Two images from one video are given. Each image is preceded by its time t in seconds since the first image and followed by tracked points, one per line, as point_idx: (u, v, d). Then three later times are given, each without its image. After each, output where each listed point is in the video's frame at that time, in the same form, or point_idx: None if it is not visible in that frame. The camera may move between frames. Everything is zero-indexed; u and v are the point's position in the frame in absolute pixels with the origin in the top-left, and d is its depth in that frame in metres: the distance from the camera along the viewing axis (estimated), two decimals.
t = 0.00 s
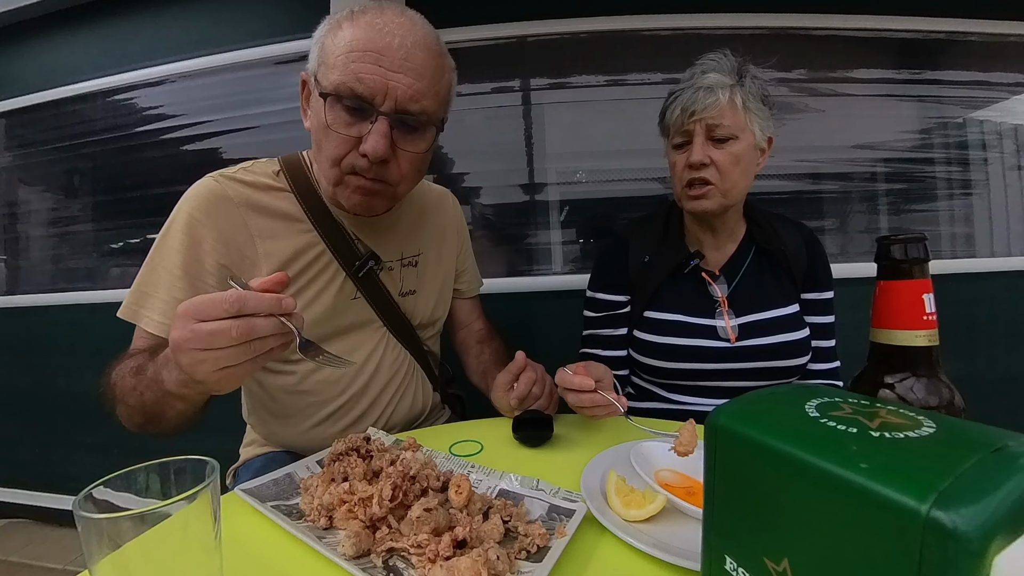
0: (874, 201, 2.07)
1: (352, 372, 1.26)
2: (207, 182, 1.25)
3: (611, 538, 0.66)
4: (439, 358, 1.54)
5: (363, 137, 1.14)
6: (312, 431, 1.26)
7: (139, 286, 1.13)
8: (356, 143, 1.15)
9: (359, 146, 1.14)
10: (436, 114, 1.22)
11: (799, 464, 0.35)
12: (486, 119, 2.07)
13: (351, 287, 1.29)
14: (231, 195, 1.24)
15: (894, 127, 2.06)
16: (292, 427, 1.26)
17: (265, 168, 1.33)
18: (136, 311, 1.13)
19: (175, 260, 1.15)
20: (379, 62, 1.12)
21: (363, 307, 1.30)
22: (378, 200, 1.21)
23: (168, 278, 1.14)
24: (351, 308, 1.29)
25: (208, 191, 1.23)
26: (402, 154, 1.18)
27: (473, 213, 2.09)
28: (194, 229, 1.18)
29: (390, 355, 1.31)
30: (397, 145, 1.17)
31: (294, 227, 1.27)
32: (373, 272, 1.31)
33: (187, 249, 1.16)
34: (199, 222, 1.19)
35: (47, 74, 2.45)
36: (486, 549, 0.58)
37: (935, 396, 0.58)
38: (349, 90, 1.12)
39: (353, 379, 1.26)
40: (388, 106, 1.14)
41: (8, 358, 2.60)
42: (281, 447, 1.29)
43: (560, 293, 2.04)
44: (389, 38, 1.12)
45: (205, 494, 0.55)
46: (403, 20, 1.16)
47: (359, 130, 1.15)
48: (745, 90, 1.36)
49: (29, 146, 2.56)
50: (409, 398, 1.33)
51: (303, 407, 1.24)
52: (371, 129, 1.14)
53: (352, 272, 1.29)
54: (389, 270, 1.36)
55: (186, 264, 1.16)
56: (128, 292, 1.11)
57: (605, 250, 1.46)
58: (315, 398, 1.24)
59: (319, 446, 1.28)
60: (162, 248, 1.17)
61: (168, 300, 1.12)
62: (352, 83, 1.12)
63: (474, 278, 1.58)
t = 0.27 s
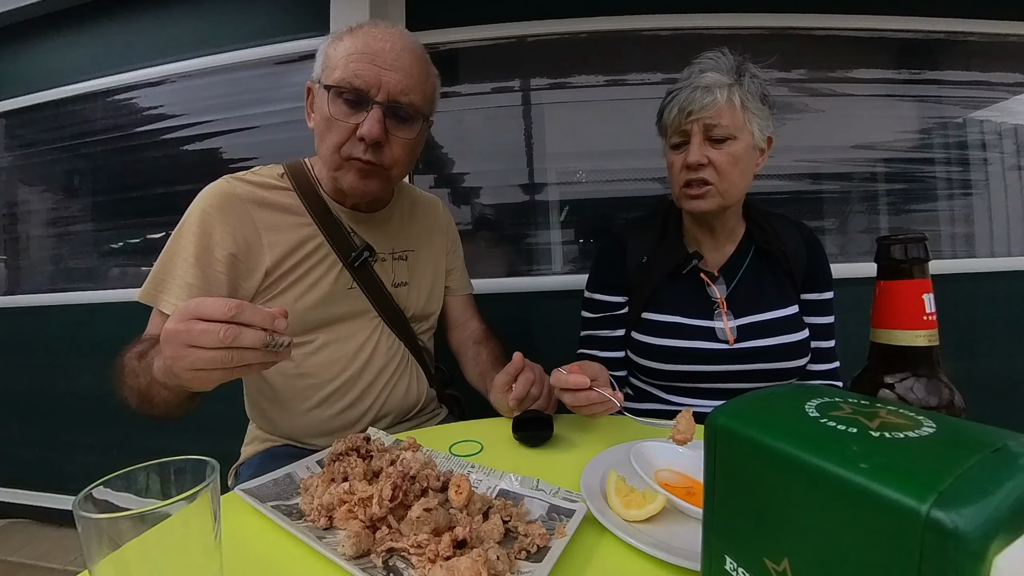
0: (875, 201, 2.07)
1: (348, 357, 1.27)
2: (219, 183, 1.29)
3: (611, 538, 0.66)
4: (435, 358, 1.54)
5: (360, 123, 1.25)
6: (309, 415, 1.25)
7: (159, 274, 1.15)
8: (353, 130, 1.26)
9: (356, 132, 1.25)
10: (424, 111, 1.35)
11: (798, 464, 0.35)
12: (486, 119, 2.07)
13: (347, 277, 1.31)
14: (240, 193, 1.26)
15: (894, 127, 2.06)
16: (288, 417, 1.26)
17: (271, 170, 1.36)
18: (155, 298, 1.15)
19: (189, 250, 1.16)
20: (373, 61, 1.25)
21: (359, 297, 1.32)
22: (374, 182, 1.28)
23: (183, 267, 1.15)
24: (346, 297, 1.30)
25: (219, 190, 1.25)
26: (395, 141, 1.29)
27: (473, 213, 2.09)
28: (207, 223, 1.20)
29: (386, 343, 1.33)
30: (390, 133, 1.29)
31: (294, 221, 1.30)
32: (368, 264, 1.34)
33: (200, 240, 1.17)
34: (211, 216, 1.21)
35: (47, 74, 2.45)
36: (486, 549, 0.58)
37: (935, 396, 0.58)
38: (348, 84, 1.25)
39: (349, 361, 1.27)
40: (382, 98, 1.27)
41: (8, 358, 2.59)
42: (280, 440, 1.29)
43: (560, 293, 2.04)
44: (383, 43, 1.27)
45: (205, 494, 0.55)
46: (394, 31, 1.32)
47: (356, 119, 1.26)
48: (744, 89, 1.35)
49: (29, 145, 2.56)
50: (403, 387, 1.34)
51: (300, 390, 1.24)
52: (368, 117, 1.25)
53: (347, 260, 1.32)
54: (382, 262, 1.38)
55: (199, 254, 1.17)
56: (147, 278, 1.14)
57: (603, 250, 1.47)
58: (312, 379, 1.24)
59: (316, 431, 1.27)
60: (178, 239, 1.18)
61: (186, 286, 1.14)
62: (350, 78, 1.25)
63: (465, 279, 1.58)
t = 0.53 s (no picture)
0: (875, 201, 2.07)
1: (346, 350, 1.27)
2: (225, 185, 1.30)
3: (611, 538, 0.66)
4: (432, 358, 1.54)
5: (362, 122, 1.26)
6: (307, 406, 1.24)
7: (167, 269, 1.16)
8: (355, 129, 1.26)
9: (359, 130, 1.26)
10: (423, 114, 1.36)
11: (798, 464, 0.35)
12: (486, 119, 2.07)
13: (346, 274, 1.31)
14: (244, 194, 1.27)
15: (894, 127, 2.06)
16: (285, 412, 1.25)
17: (273, 175, 1.36)
18: (164, 293, 1.16)
19: (195, 249, 1.17)
20: (376, 65, 1.27)
21: (358, 294, 1.32)
22: (376, 179, 1.29)
23: (191, 263, 1.17)
24: (345, 293, 1.30)
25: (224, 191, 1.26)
26: (397, 138, 1.30)
27: (473, 213, 2.09)
28: (213, 223, 1.21)
29: (383, 339, 1.32)
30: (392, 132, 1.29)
31: (295, 220, 1.30)
32: (366, 261, 1.34)
33: (206, 239, 1.19)
34: (216, 216, 1.22)
35: (47, 74, 2.45)
36: (486, 549, 0.58)
37: (935, 396, 0.58)
38: (351, 86, 1.26)
39: (348, 355, 1.27)
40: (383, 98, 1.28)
41: (8, 358, 2.59)
42: (280, 437, 1.28)
43: (560, 293, 2.04)
44: (385, 50, 1.30)
45: (205, 494, 0.55)
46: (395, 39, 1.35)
47: (358, 118, 1.27)
48: (742, 89, 1.34)
49: (29, 145, 2.56)
50: (400, 381, 1.33)
51: (299, 381, 1.24)
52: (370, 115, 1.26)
53: (347, 258, 1.32)
54: (379, 260, 1.38)
55: (206, 251, 1.18)
56: (154, 273, 1.15)
57: (602, 251, 1.47)
58: (311, 371, 1.25)
59: (314, 423, 1.26)
60: (185, 235, 1.19)
61: (194, 282, 1.16)
62: (353, 80, 1.26)
63: (458, 281, 1.59)
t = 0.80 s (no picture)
0: (874, 201, 2.07)
1: (345, 350, 1.27)
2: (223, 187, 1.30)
3: (611, 538, 0.66)
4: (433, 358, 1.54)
5: (361, 122, 1.27)
6: (307, 406, 1.25)
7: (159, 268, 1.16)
8: (354, 130, 1.27)
9: (358, 130, 1.27)
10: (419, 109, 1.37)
11: (798, 464, 0.35)
12: (486, 119, 2.07)
13: (345, 274, 1.31)
14: (242, 196, 1.27)
15: (894, 127, 2.06)
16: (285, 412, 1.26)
17: (270, 177, 1.36)
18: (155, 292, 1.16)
19: (190, 248, 1.17)
20: (371, 65, 1.27)
21: (356, 294, 1.31)
22: (377, 179, 1.29)
23: (183, 264, 1.16)
24: (345, 295, 1.30)
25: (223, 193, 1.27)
26: (396, 137, 1.31)
27: (473, 213, 2.09)
28: (210, 223, 1.21)
29: (381, 339, 1.32)
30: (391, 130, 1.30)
31: (294, 221, 1.30)
32: (364, 261, 1.34)
33: (203, 239, 1.19)
34: (214, 217, 1.22)
35: (47, 74, 2.45)
36: (486, 549, 0.58)
37: (935, 396, 0.58)
38: (348, 87, 1.26)
39: (347, 354, 1.28)
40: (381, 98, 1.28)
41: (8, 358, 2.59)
42: (281, 438, 1.29)
43: (560, 293, 2.04)
44: (379, 49, 1.30)
45: (205, 494, 0.55)
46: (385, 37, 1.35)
47: (357, 118, 1.27)
48: (746, 89, 1.34)
49: (29, 145, 2.56)
50: (400, 380, 1.33)
51: (299, 381, 1.25)
52: (368, 115, 1.27)
53: (344, 258, 1.32)
54: (378, 259, 1.38)
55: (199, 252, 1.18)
56: (147, 271, 1.15)
57: (601, 252, 1.48)
58: (311, 371, 1.25)
59: (314, 423, 1.26)
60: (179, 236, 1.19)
61: (188, 282, 1.16)
62: (350, 81, 1.26)
63: (458, 279, 1.59)
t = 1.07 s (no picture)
0: (874, 201, 2.07)
1: (344, 353, 1.28)
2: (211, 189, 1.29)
3: (611, 538, 0.66)
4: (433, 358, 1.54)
5: (401, 125, 1.34)
6: (307, 410, 1.26)
7: (142, 273, 1.16)
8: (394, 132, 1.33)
9: (399, 134, 1.34)
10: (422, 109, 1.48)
11: (799, 464, 0.35)
12: (486, 119, 2.06)
13: (341, 277, 1.31)
14: (232, 198, 1.27)
15: (895, 127, 2.06)
16: (286, 415, 1.27)
17: (261, 176, 1.36)
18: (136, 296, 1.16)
19: (176, 253, 1.17)
20: (398, 66, 1.34)
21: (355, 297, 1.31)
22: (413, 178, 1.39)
23: (167, 270, 1.16)
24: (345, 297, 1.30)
25: (213, 195, 1.26)
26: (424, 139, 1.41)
27: (473, 213, 2.09)
28: (197, 227, 1.21)
29: (379, 341, 1.32)
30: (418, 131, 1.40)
31: (288, 225, 1.29)
32: (361, 263, 1.34)
33: (189, 243, 1.19)
34: (202, 220, 1.22)
35: (47, 75, 2.45)
36: (486, 549, 0.58)
37: (935, 396, 0.58)
38: (384, 89, 1.31)
39: (345, 358, 1.28)
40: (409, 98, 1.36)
41: (8, 358, 2.59)
42: (280, 439, 1.30)
43: (560, 293, 2.04)
44: (399, 49, 1.36)
45: (206, 494, 0.55)
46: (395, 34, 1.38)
47: (395, 120, 1.33)
48: (756, 88, 1.35)
49: (29, 146, 2.56)
50: (400, 381, 1.34)
51: (299, 385, 1.26)
52: (406, 119, 1.35)
53: (341, 262, 1.31)
54: (375, 260, 1.37)
55: (185, 258, 1.18)
56: (129, 275, 1.15)
57: (599, 252, 1.48)
58: (310, 375, 1.26)
59: (314, 427, 1.26)
60: (165, 240, 1.19)
61: (172, 287, 1.16)
62: (385, 82, 1.31)
63: (457, 275, 1.59)
